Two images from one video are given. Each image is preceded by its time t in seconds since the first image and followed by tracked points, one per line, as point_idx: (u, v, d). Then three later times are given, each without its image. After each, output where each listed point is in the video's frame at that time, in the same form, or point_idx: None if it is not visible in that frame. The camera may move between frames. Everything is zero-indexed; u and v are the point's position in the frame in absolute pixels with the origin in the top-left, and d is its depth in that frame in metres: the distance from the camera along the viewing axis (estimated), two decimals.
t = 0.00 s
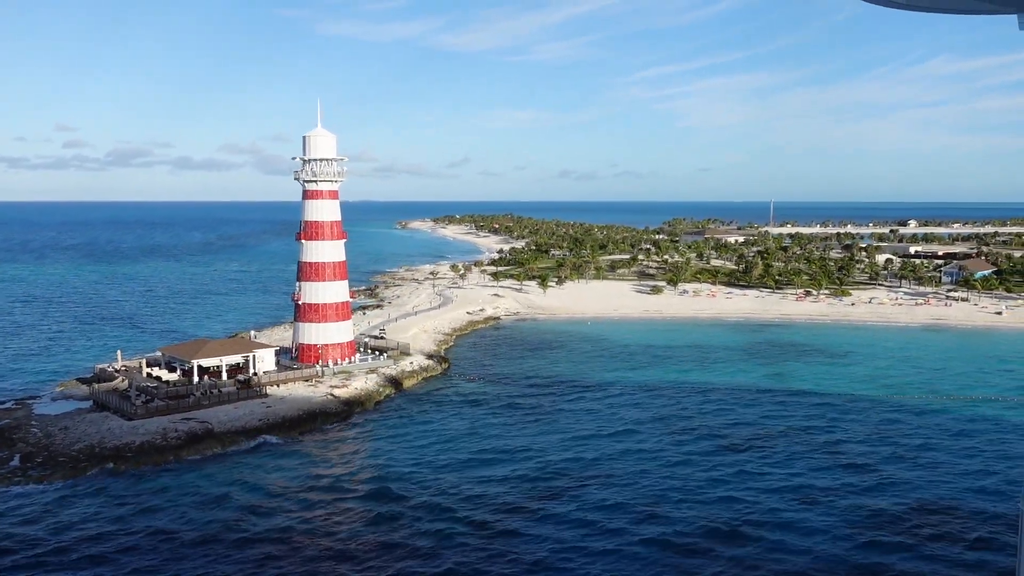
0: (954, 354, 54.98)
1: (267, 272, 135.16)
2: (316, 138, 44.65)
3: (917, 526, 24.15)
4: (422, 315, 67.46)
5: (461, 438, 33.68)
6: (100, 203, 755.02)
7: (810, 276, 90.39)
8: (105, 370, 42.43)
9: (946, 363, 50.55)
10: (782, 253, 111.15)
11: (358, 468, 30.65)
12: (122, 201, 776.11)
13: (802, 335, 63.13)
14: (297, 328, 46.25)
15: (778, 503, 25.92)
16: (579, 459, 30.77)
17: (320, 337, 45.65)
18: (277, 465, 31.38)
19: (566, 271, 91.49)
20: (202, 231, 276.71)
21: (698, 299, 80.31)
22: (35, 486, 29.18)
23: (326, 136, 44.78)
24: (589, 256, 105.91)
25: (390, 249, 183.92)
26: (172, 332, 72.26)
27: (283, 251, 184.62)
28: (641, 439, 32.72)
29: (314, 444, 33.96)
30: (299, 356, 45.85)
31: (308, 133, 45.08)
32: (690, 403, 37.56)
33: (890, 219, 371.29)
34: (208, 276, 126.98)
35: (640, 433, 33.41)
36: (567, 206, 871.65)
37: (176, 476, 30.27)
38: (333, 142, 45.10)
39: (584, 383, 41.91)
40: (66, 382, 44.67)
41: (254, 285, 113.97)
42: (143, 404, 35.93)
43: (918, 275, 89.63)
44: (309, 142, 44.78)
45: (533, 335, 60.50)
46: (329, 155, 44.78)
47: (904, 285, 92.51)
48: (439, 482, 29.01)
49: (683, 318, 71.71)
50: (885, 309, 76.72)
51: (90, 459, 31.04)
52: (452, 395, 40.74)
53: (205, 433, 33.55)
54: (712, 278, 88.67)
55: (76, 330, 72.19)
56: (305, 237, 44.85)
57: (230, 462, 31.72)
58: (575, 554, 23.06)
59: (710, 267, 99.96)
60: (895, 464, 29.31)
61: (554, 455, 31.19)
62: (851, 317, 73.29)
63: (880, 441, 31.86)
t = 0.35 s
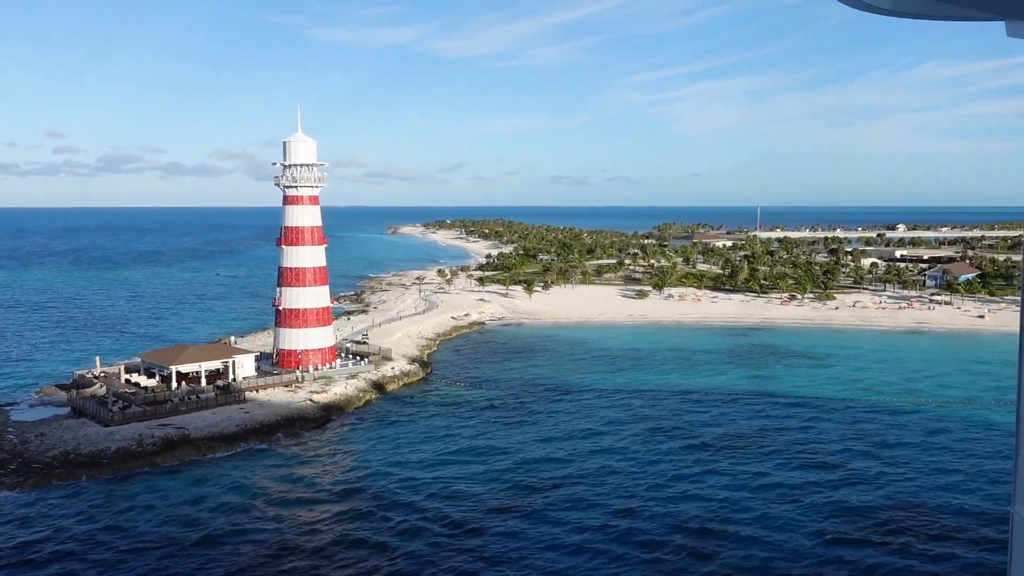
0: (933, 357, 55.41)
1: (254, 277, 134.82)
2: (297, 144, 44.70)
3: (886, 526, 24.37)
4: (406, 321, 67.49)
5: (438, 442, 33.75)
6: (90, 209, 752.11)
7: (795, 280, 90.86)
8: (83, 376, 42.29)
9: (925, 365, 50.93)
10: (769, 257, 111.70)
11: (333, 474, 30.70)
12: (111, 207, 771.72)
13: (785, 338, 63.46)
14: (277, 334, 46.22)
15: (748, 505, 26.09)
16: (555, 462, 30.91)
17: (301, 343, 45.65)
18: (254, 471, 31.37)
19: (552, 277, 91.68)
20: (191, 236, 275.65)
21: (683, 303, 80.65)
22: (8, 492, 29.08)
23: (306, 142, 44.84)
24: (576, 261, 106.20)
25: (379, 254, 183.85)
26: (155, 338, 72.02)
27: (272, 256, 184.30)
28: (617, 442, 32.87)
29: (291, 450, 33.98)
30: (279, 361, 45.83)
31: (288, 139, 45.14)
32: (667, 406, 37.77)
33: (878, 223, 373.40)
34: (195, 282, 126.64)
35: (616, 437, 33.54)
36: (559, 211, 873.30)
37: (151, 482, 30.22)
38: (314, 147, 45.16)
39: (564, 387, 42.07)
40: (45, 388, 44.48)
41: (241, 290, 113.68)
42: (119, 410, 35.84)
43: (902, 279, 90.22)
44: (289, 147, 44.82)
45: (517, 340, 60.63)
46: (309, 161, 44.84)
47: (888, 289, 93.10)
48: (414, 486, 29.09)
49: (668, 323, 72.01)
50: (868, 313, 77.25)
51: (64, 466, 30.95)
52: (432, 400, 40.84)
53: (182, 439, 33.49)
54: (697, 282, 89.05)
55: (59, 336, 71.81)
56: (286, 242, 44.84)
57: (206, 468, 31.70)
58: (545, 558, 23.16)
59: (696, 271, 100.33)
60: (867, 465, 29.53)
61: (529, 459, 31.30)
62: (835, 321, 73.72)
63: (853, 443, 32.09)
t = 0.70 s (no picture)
0: (913, 360, 55.83)
1: (241, 283, 134.31)
2: (277, 150, 44.70)
3: (857, 526, 24.42)
4: (390, 326, 67.42)
5: (417, 447, 33.75)
6: (78, 214, 747.09)
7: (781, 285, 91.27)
8: (62, 383, 42.08)
9: (906, 369, 51.24)
10: (755, 262, 112.14)
11: (309, 479, 30.68)
12: (100, 213, 768.60)
13: (768, 342, 63.68)
14: (258, 339, 46.12)
15: (721, 506, 26.14)
16: (531, 466, 30.97)
17: (281, 349, 45.57)
18: (230, 476, 31.33)
19: (539, 282, 91.78)
20: (180, 242, 274.36)
21: (669, 308, 80.90)
22: None
23: (286, 147, 44.83)
24: (563, 266, 106.31)
25: (368, 260, 183.69)
26: (138, 344, 71.62)
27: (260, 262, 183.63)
28: (595, 445, 32.96)
29: (269, 455, 33.93)
30: (260, 367, 45.75)
31: (269, 144, 45.08)
32: (646, 411, 37.86)
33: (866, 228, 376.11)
34: (182, 288, 126.07)
35: (593, 441, 33.60)
36: (550, 216, 874.65)
37: (125, 488, 30.11)
38: (294, 153, 45.16)
39: (545, 392, 42.13)
40: (23, 395, 44.21)
41: (226, 297, 113.18)
42: (96, 416, 35.72)
43: (887, 283, 90.78)
44: (270, 153, 44.79)
45: (501, 345, 60.67)
46: (290, 166, 44.82)
47: (873, 293, 93.65)
48: (388, 490, 29.09)
49: (653, 327, 72.17)
50: (852, 318, 77.58)
51: (39, 473, 30.84)
52: (412, 405, 40.83)
53: (158, 445, 33.40)
54: (683, 287, 89.40)
55: (40, 343, 71.29)
56: (266, 248, 44.78)
57: (183, 474, 31.63)
58: (515, 561, 23.13)
59: (683, 276, 100.61)
60: (841, 465, 29.62)
61: (507, 463, 31.38)
62: (819, 325, 74.11)
63: (829, 444, 32.20)
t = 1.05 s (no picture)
0: (898, 363, 56.02)
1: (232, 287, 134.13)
2: (261, 154, 44.74)
3: (830, 522, 24.42)
4: (378, 330, 67.37)
5: (397, 450, 33.75)
6: (73, 219, 746.29)
7: (770, 288, 91.50)
8: (44, 387, 42.00)
9: (890, 371, 51.39)
10: (746, 266, 112.42)
11: (288, 482, 30.67)
12: (94, 217, 766.62)
13: (755, 346, 63.80)
14: (242, 344, 46.06)
15: (697, 505, 26.13)
16: (510, 467, 31.01)
17: (265, 353, 45.52)
18: (209, 480, 31.30)
19: (529, 286, 91.83)
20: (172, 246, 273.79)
21: (658, 311, 81.01)
22: None
23: (271, 152, 44.88)
24: (554, 270, 106.43)
25: (361, 264, 183.63)
26: (126, 348, 71.48)
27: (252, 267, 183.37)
28: (574, 446, 33.01)
29: (249, 459, 33.91)
30: (244, 371, 45.71)
31: (253, 149, 45.10)
32: (628, 412, 37.91)
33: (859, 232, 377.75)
34: (172, 292, 125.90)
35: (574, 442, 33.66)
36: (544, 220, 875.36)
37: (103, 493, 30.05)
38: (279, 157, 45.21)
39: (528, 395, 42.14)
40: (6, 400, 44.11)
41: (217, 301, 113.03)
42: (77, 421, 35.66)
43: (875, 287, 91.13)
44: (254, 157, 44.83)
45: (488, 349, 60.67)
46: (274, 170, 44.86)
47: (862, 296, 93.98)
48: (366, 492, 29.08)
49: (641, 331, 72.27)
50: (840, 321, 77.72)
51: (18, 477, 30.79)
52: (395, 408, 40.80)
53: (138, 449, 33.34)
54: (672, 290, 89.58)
55: (27, 348, 71.09)
56: (250, 252, 44.76)
57: (161, 479, 31.61)
58: (489, 559, 23.15)
59: (673, 280, 100.79)
60: (819, 463, 29.64)
61: (487, 465, 31.41)
62: (806, 328, 74.32)
63: (807, 444, 32.28)
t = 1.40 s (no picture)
0: (884, 367, 56.23)
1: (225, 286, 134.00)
2: (248, 153, 44.77)
3: (804, 520, 24.54)
4: (367, 330, 67.41)
5: (377, 448, 33.83)
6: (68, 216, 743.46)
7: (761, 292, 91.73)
8: (28, 384, 41.98)
9: (875, 375, 51.57)
10: (737, 269, 112.64)
11: (267, 479, 30.76)
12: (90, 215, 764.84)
13: (743, 349, 63.95)
14: (228, 342, 46.09)
15: (671, 503, 26.23)
16: (488, 465, 31.11)
17: (250, 352, 45.55)
18: (188, 478, 31.35)
19: (520, 287, 91.90)
20: (166, 245, 273.28)
21: (648, 313, 81.15)
22: None
23: (258, 151, 44.92)
24: (546, 271, 106.52)
25: (355, 264, 183.59)
26: (114, 346, 71.36)
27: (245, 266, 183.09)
28: (554, 445, 33.12)
29: (230, 457, 33.98)
30: (229, 371, 45.74)
31: (240, 148, 45.13)
32: (610, 412, 38.03)
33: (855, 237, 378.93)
34: (164, 290, 125.75)
35: (554, 441, 33.78)
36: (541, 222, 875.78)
37: (81, 491, 30.03)
38: (266, 157, 45.25)
39: (512, 395, 42.26)
40: None
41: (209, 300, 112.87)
42: (58, 418, 35.65)
43: (866, 291, 91.44)
44: (241, 156, 44.86)
45: (476, 350, 60.74)
46: (261, 170, 44.90)
47: (853, 300, 94.20)
48: (344, 491, 29.17)
49: (630, 333, 72.42)
50: (830, 325, 77.94)
51: None
52: (378, 408, 40.89)
53: (119, 447, 33.35)
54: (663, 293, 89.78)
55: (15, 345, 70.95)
56: (237, 251, 44.77)
57: (141, 476, 31.65)
58: (462, 555, 23.28)
59: (664, 283, 100.98)
60: (795, 463, 29.73)
61: (465, 462, 31.52)
62: (795, 332, 74.51)
63: (785, 443, 32.44)
